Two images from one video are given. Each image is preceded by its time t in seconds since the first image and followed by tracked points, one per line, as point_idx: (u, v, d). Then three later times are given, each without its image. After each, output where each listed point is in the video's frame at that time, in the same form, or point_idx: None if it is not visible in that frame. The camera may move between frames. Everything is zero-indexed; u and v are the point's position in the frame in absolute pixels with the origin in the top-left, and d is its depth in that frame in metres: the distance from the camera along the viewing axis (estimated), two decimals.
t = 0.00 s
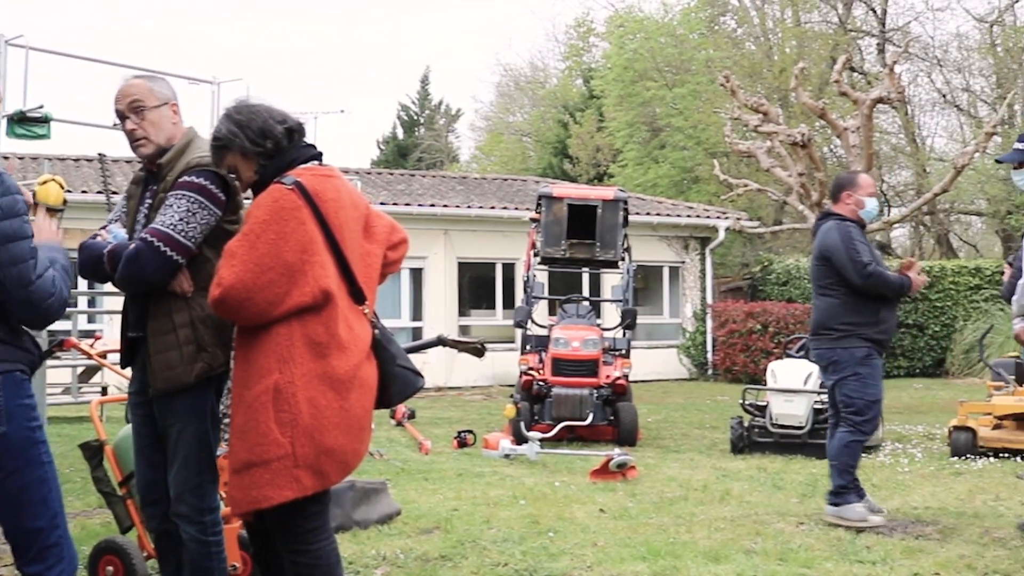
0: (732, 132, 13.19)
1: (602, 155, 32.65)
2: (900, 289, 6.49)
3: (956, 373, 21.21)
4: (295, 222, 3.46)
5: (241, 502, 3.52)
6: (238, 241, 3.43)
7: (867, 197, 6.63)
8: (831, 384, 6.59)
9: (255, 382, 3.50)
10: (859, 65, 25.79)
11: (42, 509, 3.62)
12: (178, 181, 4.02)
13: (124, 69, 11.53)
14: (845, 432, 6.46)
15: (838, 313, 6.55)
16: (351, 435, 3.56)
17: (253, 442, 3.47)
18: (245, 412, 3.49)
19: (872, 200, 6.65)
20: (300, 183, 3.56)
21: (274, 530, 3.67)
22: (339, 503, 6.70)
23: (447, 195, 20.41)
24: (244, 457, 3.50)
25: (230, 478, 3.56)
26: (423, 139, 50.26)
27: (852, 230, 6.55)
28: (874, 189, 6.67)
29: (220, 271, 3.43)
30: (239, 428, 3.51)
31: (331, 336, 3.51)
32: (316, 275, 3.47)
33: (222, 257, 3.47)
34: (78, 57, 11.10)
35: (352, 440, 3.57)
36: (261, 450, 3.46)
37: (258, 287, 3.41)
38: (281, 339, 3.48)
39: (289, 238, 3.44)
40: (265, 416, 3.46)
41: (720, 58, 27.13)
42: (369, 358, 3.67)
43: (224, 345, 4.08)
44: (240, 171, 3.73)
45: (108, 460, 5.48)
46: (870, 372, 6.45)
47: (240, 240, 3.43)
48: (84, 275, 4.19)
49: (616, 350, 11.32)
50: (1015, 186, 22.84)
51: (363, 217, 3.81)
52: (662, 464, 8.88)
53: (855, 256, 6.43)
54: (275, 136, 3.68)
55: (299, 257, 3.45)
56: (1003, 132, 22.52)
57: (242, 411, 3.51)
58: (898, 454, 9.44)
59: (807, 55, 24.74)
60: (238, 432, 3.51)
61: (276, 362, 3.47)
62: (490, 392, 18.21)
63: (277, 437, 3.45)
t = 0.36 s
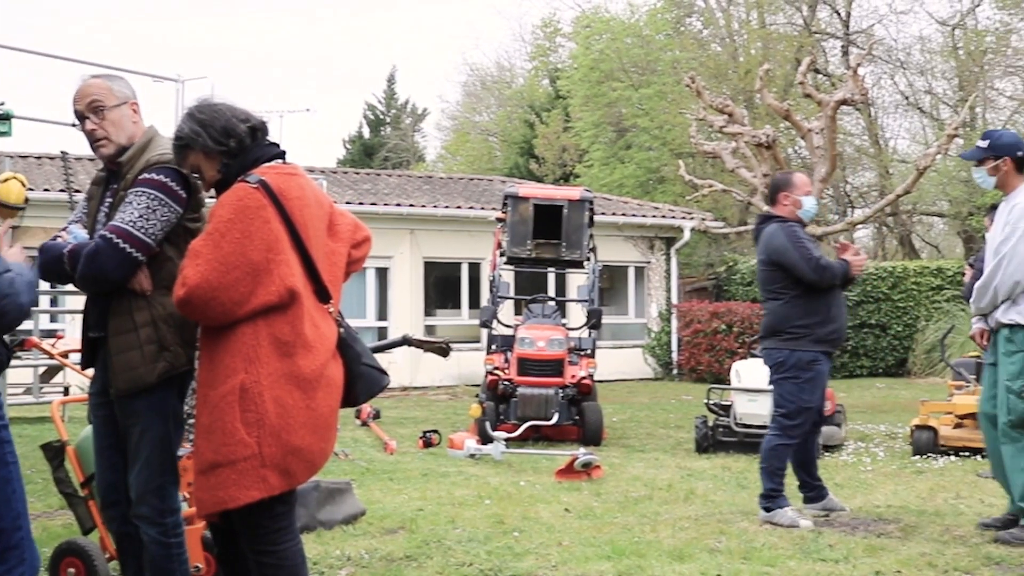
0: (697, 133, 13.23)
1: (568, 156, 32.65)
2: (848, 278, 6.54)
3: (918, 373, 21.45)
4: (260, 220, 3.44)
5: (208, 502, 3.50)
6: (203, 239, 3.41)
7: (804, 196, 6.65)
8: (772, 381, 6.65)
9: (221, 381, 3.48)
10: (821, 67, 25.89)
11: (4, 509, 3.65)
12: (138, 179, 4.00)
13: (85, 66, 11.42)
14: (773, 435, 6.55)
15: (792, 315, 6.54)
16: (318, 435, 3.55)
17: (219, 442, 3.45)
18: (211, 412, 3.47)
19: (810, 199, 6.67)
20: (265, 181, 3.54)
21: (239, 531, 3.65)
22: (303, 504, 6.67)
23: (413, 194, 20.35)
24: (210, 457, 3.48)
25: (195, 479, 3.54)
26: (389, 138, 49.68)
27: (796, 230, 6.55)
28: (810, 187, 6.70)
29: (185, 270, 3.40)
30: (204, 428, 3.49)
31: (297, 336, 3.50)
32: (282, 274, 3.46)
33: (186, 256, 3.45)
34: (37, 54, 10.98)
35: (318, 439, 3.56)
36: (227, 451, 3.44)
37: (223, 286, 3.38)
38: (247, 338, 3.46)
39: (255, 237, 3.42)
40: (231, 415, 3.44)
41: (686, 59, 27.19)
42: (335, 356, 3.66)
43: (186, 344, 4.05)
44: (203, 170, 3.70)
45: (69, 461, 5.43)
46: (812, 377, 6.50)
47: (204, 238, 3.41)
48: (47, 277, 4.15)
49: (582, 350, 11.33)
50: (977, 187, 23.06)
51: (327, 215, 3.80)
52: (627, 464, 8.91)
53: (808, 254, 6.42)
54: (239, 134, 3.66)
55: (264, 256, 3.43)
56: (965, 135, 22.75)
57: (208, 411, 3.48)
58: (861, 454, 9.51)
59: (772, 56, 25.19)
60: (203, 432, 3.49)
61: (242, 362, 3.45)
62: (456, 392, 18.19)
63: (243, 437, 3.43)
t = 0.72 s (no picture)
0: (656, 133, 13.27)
1: (529, 156, 32.61)
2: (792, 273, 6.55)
3: (875, 372, 21.71)
4: (216, 220, 3.42)
5: (163, 504, 3.48)
6: (159, 238, 3.39)
7: (747, 194, 6.66)
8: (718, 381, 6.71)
9: (177, 382, 3.46)
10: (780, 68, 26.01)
11: None
12: (98, 172, 3.96)
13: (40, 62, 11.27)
14: (720, 436, 6.63)
15: (739, 318, 6.58)
16: (275, 436, 3.52)
17: (175, 443, 3.42)
18: (167, 413, 3.45)
19: (752, 195, 6.67)
20: (223, 179, 3.52)
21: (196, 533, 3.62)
22: (262, 504, 6.63)
23: (373, 194, 20.27)
24: (166, 458, 3.45)
25: (151, 480, 3.51)
26: (349, 138, 48.84)
27: (738, 233, 6.56)
28: (752, 184, 6.72)
29: (141, 269, 3.38)
30: (160, 429, 3.46)
31: (255, 336, 3.47)
32: (240, 273, 3.44)
33: (143, 255, 3.43)
34: None
35: (276, 440, 3.53)
36: (183, 452, 3.42)
37: (179, 285, 3.37)
38: (203, 338, 3.44)
39: (212, 236, 3.40)
40: (187, 416, 3.41)
41: (646, 60, 27.16)
42: (293, 357, 3.63)
43: (129, 343, 4.01)
44: (160, 165, 3.67)
45: (23, 461, 5.37)
46: (760, 378, 6.58)
47: (161, 237, 3.38)
48: None
49: (541, 350, 11.34)
50: (933, 189, 23.35)
51: (287, 215, 3.78)
52: (587, 463, 8.94)
53: (750, 261, 6.44)
54: (197, 133, 3.63)
55: (222, 255, 3.41)
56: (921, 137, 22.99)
57: (164, 411, 3.46)
58: (817, 453, 9.57)
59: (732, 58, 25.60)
60: (160, 432, 3.47)
61: (199, 362, 3.43)
62: (416, 392, 18.15)
63: (198, 438, 3.41)
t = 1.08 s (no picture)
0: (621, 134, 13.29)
1: (494, 155, 32.56)
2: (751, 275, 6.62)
3: (837, 372, 21.92)
4: (179, 218, 3.40)
5: (123, 504, 3.45)
6: (121, 236, 3.36)
7: (706, 197, 6.68)
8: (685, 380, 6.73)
9: (137, 381, 3.43)
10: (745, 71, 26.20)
11: None
12: (63, 176, 3.93)
13: None
14: (686, 434, 6.65)
15: (701, 319, 6.61)
16: (236, 437, 3.50)
17: (134, 443, 3.40)
18: (127, 413, 3.42)
19: (713, 198, 6.69)
20: (186, 176, 3.50)
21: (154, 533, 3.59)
22: (224, 505, 6.58)
23: (337, 193, 20.19)
24: (125, 458, 3.43)
25: (110, 480, 3.49)
26: (314, 136, 48.45)
27: (697, 237, 6.61)
28: (713, 187, 6.73)
29: (102, 266, 3.35)
30: (120, 429, 3.43)
31: (215, 337, 3.45)
32: (202, 271, 3.41)
33: (104, 252, 3.39)
34: None
35: (237, 441, 3.51)
36: (142, 452, 3.39)
37: (141, 283, 3.34)
38: (164, 338, 3.41)
39: (173, 234, 3.38)
40: (146, 417, 3.39)
41: (611, 60, 27.31)
42: (255, 357, 3.61)
43: (85, 346, 3.96)
44: (122, 162, 3.64)
45: None
46: (725, 376, 6.60)
47: (123, 235, 3.35)
48: None
49: (506, 349, 11.33)
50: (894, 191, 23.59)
51: (252, 213, 3.75)
52: (551, 463, 8.95)
53: (708, 264, 6.49)
54: (161, 128, 3.60)
55: (183, 253, 3.38)
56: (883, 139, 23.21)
57: (124, 411, 3.43)
58: (780, 452, 9.62)
59: (694, 59, 25.78)
60: (119, 432, 3.44)
61: (159, 362, 3.41)
62: (380, 392, 18.10)
63: (158, 439, 3.38)
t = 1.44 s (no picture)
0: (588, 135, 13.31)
1: (461, 155, 32.49)
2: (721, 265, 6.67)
3: (803, 372, 22.01)
4: (151, 215, 3.36)
5: (85, 502, 3.41)
6: (91, 229, 3.31)
7: (677, 197, 6.72)
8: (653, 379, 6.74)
9: (103, 378, 3.39)
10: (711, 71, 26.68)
11: None
12: (28, 173, 3.87)
13: None
14: (655, 433, 6.68)
15: (671, 315, 6.62)
16: (198, 435, 3.50)
17: (100, 440, 3.36)
18: (91, 410, 3.38)
19: (683, 199, 6.74)
20: (156, 174, 3.47)
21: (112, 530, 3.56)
22: (190, 506, 6.54)
23: (304, 192, 20.10)
24: (88, 455, 3.39)
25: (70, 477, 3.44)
26: (281, 135, 47.84)
27: (666, 232, 6.63)
28: (684, 187, 6.77)
29: (71, 260, 3.29)
30: (84, 425, 3.39)
31: (183, 335, 3.44)
32: (171, 269, 3.39)
33: (72, 245, 3.33)
34: None
35: (199, 439, 3.51)
36: (108, 449, 3.36)
37: (112, 278, 3.29)
38: (131, 335, 3.38)
39: (145, 231, 3.34)
40: (114, 414, 3.36)
41: (579, 62, 27.26)
42: (217, 356, 3.61)
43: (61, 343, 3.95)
44: (96, 139, 3.57)
45: None
46: (693, 376, 6.61)
47: (94, 228, 3.30)
48: None
49: (473, 349, 11.37)
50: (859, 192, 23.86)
51: (213, 214, 3.74)
52: (518, 463, 8.96)
53: (680, 251, 6.50)
54: (148, 123, 3.61)
55: (154, 250, 3.36)
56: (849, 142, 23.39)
57: (88, 407, 3.39)
58: (746, 452, 9.66)
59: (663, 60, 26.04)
60: (83, 429, 3.39)
61: (127, 359, 3.37)
62: (347, 392, 18.04)
63: (126, 437, 3.35)
